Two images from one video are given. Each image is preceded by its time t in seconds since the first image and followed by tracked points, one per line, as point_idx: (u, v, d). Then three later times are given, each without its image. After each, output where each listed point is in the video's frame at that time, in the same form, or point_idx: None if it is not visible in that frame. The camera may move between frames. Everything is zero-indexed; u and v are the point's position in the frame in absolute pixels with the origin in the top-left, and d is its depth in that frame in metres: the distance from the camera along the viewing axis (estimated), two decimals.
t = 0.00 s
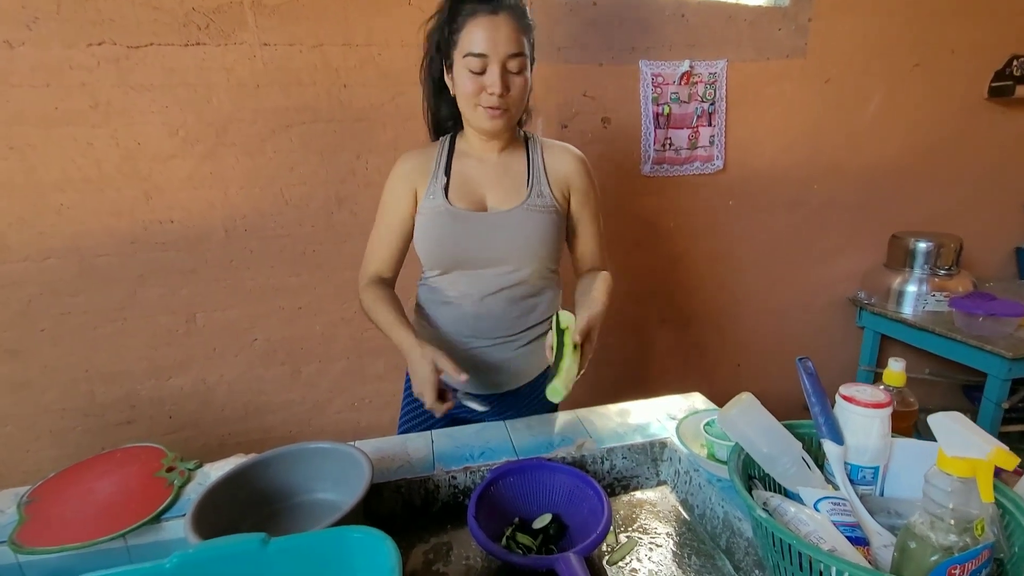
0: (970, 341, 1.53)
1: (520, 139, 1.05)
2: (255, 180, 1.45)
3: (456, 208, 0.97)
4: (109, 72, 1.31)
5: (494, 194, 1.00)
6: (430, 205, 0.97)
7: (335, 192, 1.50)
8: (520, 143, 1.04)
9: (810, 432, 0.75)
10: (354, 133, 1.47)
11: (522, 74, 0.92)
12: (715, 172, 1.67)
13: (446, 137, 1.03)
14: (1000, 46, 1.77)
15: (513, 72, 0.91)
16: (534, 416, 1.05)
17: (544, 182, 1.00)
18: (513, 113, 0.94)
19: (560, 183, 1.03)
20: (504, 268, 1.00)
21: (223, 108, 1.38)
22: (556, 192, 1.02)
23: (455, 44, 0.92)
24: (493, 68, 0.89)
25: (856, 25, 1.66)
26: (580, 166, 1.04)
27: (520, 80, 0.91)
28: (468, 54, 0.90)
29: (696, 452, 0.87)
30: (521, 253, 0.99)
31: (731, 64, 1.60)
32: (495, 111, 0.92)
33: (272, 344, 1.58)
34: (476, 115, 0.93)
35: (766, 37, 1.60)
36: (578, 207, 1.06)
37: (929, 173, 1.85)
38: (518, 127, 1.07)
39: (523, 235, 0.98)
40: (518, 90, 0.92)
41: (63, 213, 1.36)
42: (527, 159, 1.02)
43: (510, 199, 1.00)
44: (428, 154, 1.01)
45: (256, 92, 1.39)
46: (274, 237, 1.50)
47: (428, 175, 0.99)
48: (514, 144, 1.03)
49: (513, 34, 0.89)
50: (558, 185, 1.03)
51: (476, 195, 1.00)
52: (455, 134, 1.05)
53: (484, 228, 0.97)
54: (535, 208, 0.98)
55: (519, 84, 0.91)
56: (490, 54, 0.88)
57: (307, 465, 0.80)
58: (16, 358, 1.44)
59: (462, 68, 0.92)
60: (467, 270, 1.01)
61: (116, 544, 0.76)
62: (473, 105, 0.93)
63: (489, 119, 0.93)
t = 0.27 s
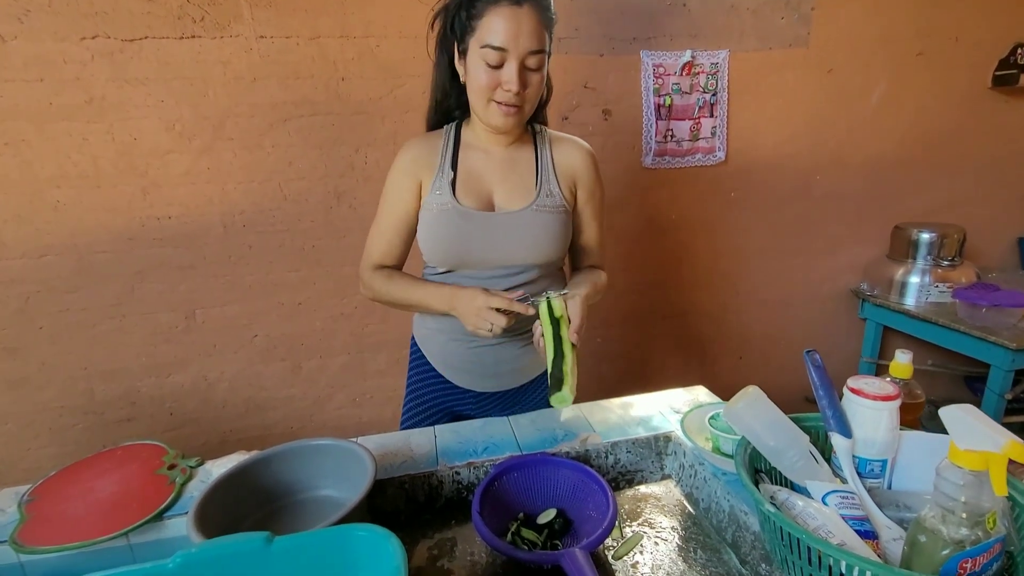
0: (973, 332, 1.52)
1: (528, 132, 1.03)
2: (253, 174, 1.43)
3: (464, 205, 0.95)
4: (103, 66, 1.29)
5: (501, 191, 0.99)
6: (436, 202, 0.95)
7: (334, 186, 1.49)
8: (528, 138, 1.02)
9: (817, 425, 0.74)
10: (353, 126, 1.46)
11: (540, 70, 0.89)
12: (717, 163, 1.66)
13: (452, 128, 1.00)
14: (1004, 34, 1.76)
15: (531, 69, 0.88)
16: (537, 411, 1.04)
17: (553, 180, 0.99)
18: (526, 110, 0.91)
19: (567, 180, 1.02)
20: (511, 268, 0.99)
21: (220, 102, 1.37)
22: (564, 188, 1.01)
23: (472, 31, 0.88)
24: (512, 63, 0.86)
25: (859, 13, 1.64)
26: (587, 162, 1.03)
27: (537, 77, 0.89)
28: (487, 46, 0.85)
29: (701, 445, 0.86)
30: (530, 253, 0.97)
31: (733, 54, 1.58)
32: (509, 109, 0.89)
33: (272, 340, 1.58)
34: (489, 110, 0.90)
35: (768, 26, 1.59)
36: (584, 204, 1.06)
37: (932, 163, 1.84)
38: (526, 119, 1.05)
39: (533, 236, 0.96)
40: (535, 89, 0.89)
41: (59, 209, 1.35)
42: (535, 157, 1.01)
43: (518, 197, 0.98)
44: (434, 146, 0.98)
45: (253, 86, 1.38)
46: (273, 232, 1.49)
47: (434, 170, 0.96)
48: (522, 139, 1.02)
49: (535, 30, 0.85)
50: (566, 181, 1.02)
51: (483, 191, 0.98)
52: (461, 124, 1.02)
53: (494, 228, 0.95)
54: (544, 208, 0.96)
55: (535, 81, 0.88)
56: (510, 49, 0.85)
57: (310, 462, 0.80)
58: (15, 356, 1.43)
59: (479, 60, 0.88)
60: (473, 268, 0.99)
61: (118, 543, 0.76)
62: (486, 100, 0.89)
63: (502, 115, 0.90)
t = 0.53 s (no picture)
0: (973, 326, 1.52)
1: (533, 129, 1.03)
2: (251, 170, 1.43)
3: (467, 202, 0.94)
4: (98, 62, 1.29)
5: (505, 188, 0.98)
6: (438, 199, 0.94)
7: (332, 182, 1.48)
8: (533, 134, 1.02)
9: (820, 419, 0.74)
10: (351, 122, 1.45)
11: (551, 67, 0.88)
12: (717, 158, 1.66)
13: (455, 122, 0.99)
14: (1004, 26, 1.75)
15: (542, 66, 0.87)
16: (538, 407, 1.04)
17: (558, 178, 0.98)
18: (533, 106, 0.91)
19: (571, 178, 1.02)
20: (514, 267, 0.98)
21: (217, 97, 1.36)
22: (568, 186, 1.01)
23: (483, 22, 0.86)
24: (522, 59, 0.85)
25: (859, 6, 1.64)
26: (592, 160, 1.03)
27: (547, 73, 0.88)
28: (498, 39, 0.84)
29: (703, 440, 0.86)
30: (533, 252, 0.97)
31: (733, 48, 1.58)
32: (517, 105, 0.89)
33: (271, 337, 1.57)
34: (496, 104, 0.90)
35: (767, 19, 1.58)
36: (588, 202, 1.06)
37: (932, 157, 1.84)
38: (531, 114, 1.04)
39: (537, 234, 0.96)
40: (544, 85, 0.89)
41: (56, 206, 1.34)
42: (540, 154, 1.00)
43: (521, 195, 0.98)
44: (436, 141, 0.97)
45: (250, 81, 1.37)
46: (271, 228, 1.48)
47: (437, 165, 0.95)
48: (527, 135, 1.01)
49: (549, 26, 0.84)
50: (570, 179, 1.01)
51: (486, 188, 0.97)
52: (464, 117, 1.01)
53: (497, 226, 0.94)
54: (548, 206, 0.96)
55: (545, 78, 0.88)
56: (521, 44, 0.84)
57: (311, 459, 0.79)
58: (12, 354, 1.42)
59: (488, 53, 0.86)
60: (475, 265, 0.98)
61: (119, 541, 0.75)
62: (493, 94, 0.89)
63: (509, 110, 0.90)
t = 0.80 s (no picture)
0: (973, 324, 1.52)
1: (531, 128, 1.02)
2: (249, 170, 1.42)
3: (465, 202, 0.93)
4: (94, 61, 1.28)
5: (503, 188, 0.98)
6: (436, 199, 0.93)
7: (330, 182, 1.48)
8: (531, 133, 1.01)
9: (820, 419, 0.74)
10: (349, 121, 1.44)
11: (549, 65, 0.88)
12: (716, 156, 1.66)
13: (452, 120, 0.99)
14: (1004, 24, 1.75)
15: (540, 64, 0.86)
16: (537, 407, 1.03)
17: (556, 177, 0.98)
18: (532, 105, 0.91)
19: (569, 178, 1.01)
20: (512, 267, 0.98)
21: (215, 97, 1.36)
22: (566, 185, 1.01)
23: (481, 19, 0.86)
24: (521, 57, 0.84)
25: (858, 4, 1.63)
26: (590, 159, 1.03)
27: (545, 72, 0.87)
28: (496, 36, 0.84)
29: (703, 440, 0.86)
30: (532, 253, 0.97)
31: (732, 46, 1.57)
32: (515, 103, 0.89)
33: (270, 337, 1.57)
34: (494, 102, 0.89)
35: (767, 17, 1.57)
36: (586, 201, 1.06)
37: (931, 155, 1.83)
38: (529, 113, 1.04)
39: (535, 234, 0.95)
40: (542, 84, 0.88)
41: (53, 206, 1.34)
42: (538, 154, 1.00)
43: (520, 195, 0.97)
44: (434, 140, 0.96)
45: (248, 80, 1.36)
46: (270, 228, 1.48)
47: (434, 165, 0.95)
48: (525, 134, 1.01)
49: (548, 24, 0.84)
50: (568, 178, 1.01)
51: (484, 187, 0.97)
52: (462, 117, 1.00)
53: (495, 226, 0.93)
54: (547, 206, 0.95)
55: (544, 77, 0.87)
56: (520, 42, 0.83)
57: (309, 460, 0.79)
58: (10, 354, 1.42)
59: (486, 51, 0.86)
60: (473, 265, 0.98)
61: (117, 543, 0.75)
62: (492, 93, 0.88)
63: (507, 108, 0.89)
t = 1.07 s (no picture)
0: (973, 324, 1.52)
1: (527, 126, 1.02)
2: (249, 169, 1.42)
3: (462, 202, 0.93)
4: (94, 60, 1.28)
5: (500, 187, 0.98)
6: (434, 198, 0.93)
7: (330, 181, 1.48)
8: (527, 132, 1.01)
9: (820, 419, 0.74)
10: (349, 120, 1.44)
11: (545, 63, 0.88)
12: (716, 156, 1.66)
13: (448, 120, 0.99)
14: (1004, 23, 1.75)
15: (537, 61, 0.86)
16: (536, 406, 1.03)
17: (553, 176, 0.98)
18: (528, 104, 0.91)
19: (566, 176, 1.02)
20: (510, 267, 0.98)
21: (214, 96, 1.36)
22: (563, 184, 1.01)
23: (477, 17, 0.86)
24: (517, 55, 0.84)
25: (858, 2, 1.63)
26: (586, 157, 1.03)
27: (542, 70, 0.87)
28: (492, 34, 0.84)
29: (703, 439, 0.86)
30: (529, 252, 0.97)
31: (732, 45, 1.57)
32: (511, 101, 0.88)
33: (270, 337, 1.57)
34: (490, 101, 0.89)
35: (767, 17, 1.57)
36: (583, 199, 1.06)
37: (931, 154, 1.83)
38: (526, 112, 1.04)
39: (532, 234, 0.96)
40: (539, 82, 0.88)
41: (52, 206, 1.34)
42: (535, 152, 1.00)
43: (517, 194, 0.97)
44: (430, 140, 0.96)
45: (247, 79, 1.36)
46: (269, 227, 1.48)
47: (431, 165, 0.95)
48: (521, 133, 1.00)
49: (544, 21, 0.84)
50: (565, 176, 1.01)
51: (481, 187, 0.97)
52: (458, 116, 1.00)
53: (492, 226, 0.93)
54: (544, 205, 0.95)
55: (540, 75, 0.87)
56: (516, 40, 0.83)
57: (308, 459, 0.79)
58: (10, 354, 1.42)
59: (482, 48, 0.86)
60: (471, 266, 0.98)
61: (117, 542, 0.75)
62: (488, 91, 0.88)
63: (504, 107, 0.89)
